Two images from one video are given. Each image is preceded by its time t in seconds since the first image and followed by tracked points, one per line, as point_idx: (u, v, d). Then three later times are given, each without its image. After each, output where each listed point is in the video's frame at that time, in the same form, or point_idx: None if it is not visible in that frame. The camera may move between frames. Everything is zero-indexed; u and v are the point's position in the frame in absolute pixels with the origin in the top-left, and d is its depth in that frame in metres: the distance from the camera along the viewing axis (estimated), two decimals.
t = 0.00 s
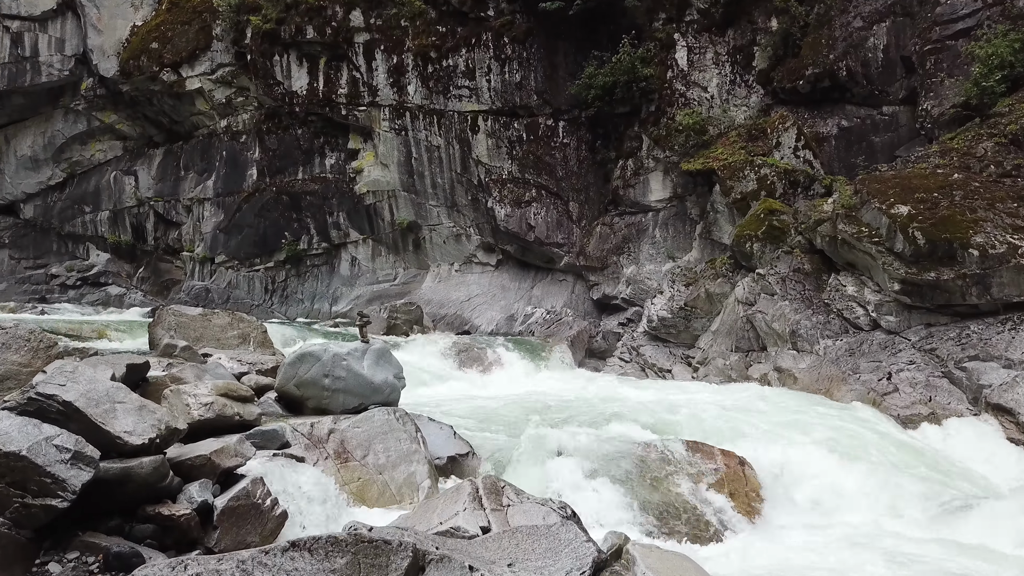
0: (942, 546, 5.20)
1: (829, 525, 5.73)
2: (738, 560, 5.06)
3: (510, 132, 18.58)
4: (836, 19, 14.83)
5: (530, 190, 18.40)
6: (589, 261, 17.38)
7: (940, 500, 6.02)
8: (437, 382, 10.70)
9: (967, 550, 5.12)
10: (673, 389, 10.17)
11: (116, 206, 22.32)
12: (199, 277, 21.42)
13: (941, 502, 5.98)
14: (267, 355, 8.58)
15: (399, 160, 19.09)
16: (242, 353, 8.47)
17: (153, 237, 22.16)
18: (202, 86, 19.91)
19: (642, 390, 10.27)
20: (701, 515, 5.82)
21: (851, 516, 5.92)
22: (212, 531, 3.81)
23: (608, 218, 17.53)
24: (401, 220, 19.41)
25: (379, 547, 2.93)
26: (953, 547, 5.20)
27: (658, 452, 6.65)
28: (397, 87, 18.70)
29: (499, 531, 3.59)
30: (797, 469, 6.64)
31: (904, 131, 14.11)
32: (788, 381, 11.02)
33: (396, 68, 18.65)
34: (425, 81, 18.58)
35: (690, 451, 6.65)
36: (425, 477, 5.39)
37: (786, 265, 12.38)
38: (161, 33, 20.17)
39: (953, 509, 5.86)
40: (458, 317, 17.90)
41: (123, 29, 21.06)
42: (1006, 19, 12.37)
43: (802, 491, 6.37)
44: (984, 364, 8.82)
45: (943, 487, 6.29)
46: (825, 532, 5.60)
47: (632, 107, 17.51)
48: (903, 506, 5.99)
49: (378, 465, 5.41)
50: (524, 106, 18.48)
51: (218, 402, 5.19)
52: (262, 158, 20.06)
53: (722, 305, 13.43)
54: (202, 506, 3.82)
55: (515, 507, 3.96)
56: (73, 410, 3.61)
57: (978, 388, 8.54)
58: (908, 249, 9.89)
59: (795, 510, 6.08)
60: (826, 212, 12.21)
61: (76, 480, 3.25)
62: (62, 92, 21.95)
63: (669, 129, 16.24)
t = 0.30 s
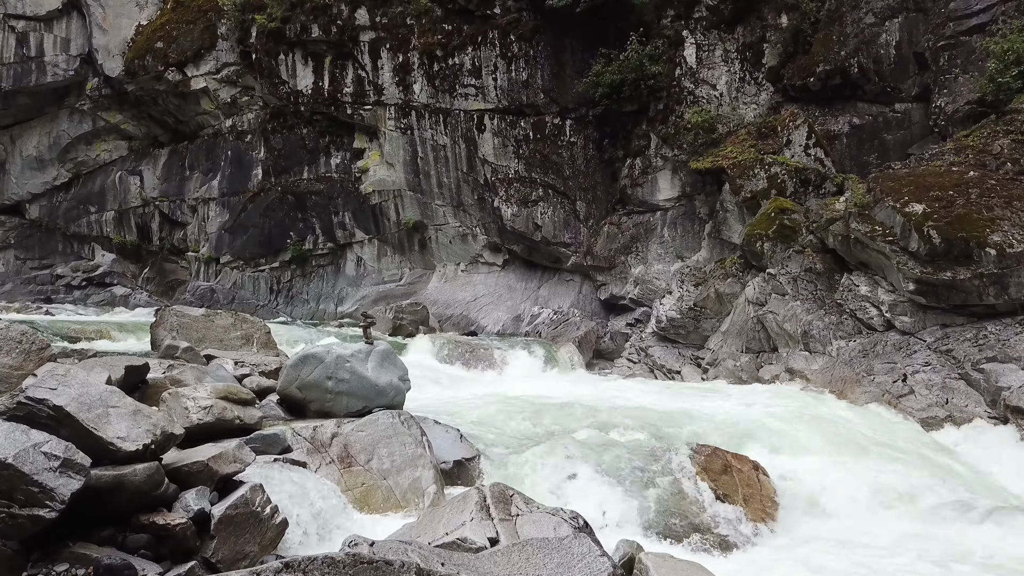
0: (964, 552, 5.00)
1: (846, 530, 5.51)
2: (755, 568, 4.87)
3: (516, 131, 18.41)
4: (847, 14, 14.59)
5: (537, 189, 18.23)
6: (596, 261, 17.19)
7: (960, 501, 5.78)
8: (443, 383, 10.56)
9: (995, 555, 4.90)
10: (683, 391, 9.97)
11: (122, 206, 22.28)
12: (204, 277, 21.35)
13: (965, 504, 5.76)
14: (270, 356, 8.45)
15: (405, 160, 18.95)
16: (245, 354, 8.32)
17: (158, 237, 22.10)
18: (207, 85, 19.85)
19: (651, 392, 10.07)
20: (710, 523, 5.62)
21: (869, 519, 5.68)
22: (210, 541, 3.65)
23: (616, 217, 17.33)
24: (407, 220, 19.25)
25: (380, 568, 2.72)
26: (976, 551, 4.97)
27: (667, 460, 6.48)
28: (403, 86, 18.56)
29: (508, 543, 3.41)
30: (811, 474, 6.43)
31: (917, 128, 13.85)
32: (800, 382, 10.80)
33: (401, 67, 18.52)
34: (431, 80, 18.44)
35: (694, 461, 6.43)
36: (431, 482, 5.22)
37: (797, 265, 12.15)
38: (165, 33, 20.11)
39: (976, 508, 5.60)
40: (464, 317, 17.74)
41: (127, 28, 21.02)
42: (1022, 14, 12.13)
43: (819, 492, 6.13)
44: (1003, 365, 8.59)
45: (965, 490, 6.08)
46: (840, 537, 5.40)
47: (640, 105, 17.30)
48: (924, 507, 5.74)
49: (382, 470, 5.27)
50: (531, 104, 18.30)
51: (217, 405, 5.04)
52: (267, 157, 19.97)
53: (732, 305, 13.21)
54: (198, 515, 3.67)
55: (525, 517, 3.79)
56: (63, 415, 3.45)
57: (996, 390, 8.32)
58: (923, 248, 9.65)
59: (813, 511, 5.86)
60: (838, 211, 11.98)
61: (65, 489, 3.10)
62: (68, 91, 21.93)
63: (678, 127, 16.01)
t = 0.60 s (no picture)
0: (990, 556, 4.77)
1: (866, 533, 5.30)
2: None
3: (522, 130, 18.25)
4: (858, 11, 14.36)
5: (543, 189, 18.07)
6: (603, 261, 17.02)
7: (984, 504, 5.55)
8: (449, 385, 10.42)
9: None
10: (693, 393, 9.79)
11: (126, 206, 22.25)
12: (208, 277, 21.26)
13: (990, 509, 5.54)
14: (274, 358, 8.32)
15: (410, 159, 18.81)
16: (248, 355, 8.26)
17: (162, 237, 22.04)
18: (212, 85, 19.79)
19: (660, 394, 9.88)
20: (724, 527, 5.41)
21: (889, 521, 5.46)
22: (207, 550, 3.50)
23: (623, 217, 17.14)
24: (413, 220, 19.12)
25: None
26: (1006, 558, 4.75)
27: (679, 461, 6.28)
28: (408, 85, 18.42)
29: (518, 556, 3.23)
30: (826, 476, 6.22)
31: (929, 126, 13.60)
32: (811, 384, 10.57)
33: (407, 65, 18.39)
34: (436, 78, 18.30)
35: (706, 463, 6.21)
36: (437, 487, 5.07)
37: (808, 264, 11.93)
38: (170, 32, 20.05)
39: (1002, 515, 5.38)
40: (470, 318, 17.58)
41: (132, 28, 20.98)
42: None
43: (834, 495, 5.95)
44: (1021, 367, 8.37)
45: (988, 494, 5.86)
46: (860, 542, 5.16)
47: (647, 103, 17.10)
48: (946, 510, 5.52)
49: (386, 474, 5.12)
50: (537, 103, 18.12)
51: (218, 408, 4.89)
52: (271, 157, 19.90)
53: (742, 305, 13.00)
54: (195, 523, 3.52)
55: (535, 527, 3.62)
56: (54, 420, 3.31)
57: (1015, 392, 8.11)
58: (938, 247, 9.44)
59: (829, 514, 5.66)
60: (850, 209, 11.77)
61: (53, 497, 2.95)
62: (73, 91, 21.91)
63: (686, 125, 15.80)
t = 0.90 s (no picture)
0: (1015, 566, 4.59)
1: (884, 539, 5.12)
2: None
3: (528, 129, 18.06)
4: (868, 6, 14.14)
5: (549, 188, 17.92)
6: (610, 260, 16.85)
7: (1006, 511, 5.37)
8: (453, 386, 10.28)
9: None
10: (701, 394, 9.62)
11: (130, 206, 22.20)
12: (212, 277, 21.19)
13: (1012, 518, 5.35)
14: (276, 359, 8.20)
15: (415, 158, 18.67)
16: (250, 356, 8.15)
17: (166, 237, 21.98)
18: (216, 84, 19.73)
19: (668, 395, 9.71)
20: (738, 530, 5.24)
21: (907, 529, 5.28)
22: (203, 561, 3.38)
23: (630, 216, 16.97)
24: (417, 219, 18.99)
25: None
26: None
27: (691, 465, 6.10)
28: (412, 83, 18.30)
29: (528, 570, 3.06)
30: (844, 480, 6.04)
31: (940, 123, 13.38)
32: (822, 385, 10.37)
33: (411, 64, 18.26)
34: (441, 77, 18.15)
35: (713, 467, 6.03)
36: (442, 492, 4.97)
37: (818, 263, 11.72)
38: (174, 31, 19.98)
39: None
40: (475, 318, 17.45)
41: (136, 27, 20.92)
42: None
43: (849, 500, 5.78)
44: None
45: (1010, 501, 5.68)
46: (879, 549, 4.98)
47: (654, 101, 16.92)
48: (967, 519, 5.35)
49: (390, 479, 5.02)
50: (543, 101, 17.93)
51: (216, 411, 4.76)
52: (276, 156, 19.82)
53: (751, 305, 12.81)
54: (191, 532, 3.40)
55: (544, 537, 3.46)
56: (43, 425, 3.17)
57: None
58: (952, 246, 9.24)
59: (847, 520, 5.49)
60: (861, 208, 11.56)
61: (41, 506, 2.82)
62: (77, 91, 21.88)
63: (693, 123, 15.58)
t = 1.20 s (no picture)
0: None
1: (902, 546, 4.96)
2: None
3: (533, 127, 17.89)
4: (878, 3, 13.93)
5: (554, 187, 17.76)
6: (615, 260, 16.69)
7: None
8: (457, 387, 10.14)
9: None
10: (709, 396, 9.46)
11: (134, 206, 22.15)
12: (216, 277, 21.10)
13: None
14: (277, 360, 8.08)
15: (419, 157, 18.55)
16: (251, 356, 8.05)
17: (170, 237, 21.92)
18: (219, 83, 19.66)
19: (676, 397, 9.53)
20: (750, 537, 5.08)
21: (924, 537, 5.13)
22: (198, 570, 3.26)
23: (636, 215, 16.80)
24: (421, 219, 18.86)
25: None
26: None
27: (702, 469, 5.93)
28: (416, 82, 18.18)
29: None
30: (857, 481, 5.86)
31: (951, 121, 13.17)
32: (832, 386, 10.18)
33: (415, 62, 18.14)
34: (445, 75, 18.02)
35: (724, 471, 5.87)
36: (446, 497, 4.85)
37: (827, 263, 11.52)
38: (177, 30, 19.91)
39: None
40: (479, 318, 17.31)
41: (139, 26, 20.86)
42: None
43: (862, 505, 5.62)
44: None
45: None
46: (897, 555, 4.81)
47: (660, 99, 16.76)
48: (984, 527, 5.19)
49: (393, 484, 4.90)
50: (548, 100, 17.75)
51: (215, 414, 4.64)
52: (279, 156, 19.74)
53: (759, 306, 12.62)
54: (186, 540, 3.28)
55: (553, 547, 3.31)
56: (30, 430, 3.03)
57: None
58: (966, 245, 9.05)
59: (859, 524, 5.33)
60: (871, 207, 11.37)
61: (25, 516, 2.69)
62: (80, 91, 21.85)
63: (700, 121, 15.40)
